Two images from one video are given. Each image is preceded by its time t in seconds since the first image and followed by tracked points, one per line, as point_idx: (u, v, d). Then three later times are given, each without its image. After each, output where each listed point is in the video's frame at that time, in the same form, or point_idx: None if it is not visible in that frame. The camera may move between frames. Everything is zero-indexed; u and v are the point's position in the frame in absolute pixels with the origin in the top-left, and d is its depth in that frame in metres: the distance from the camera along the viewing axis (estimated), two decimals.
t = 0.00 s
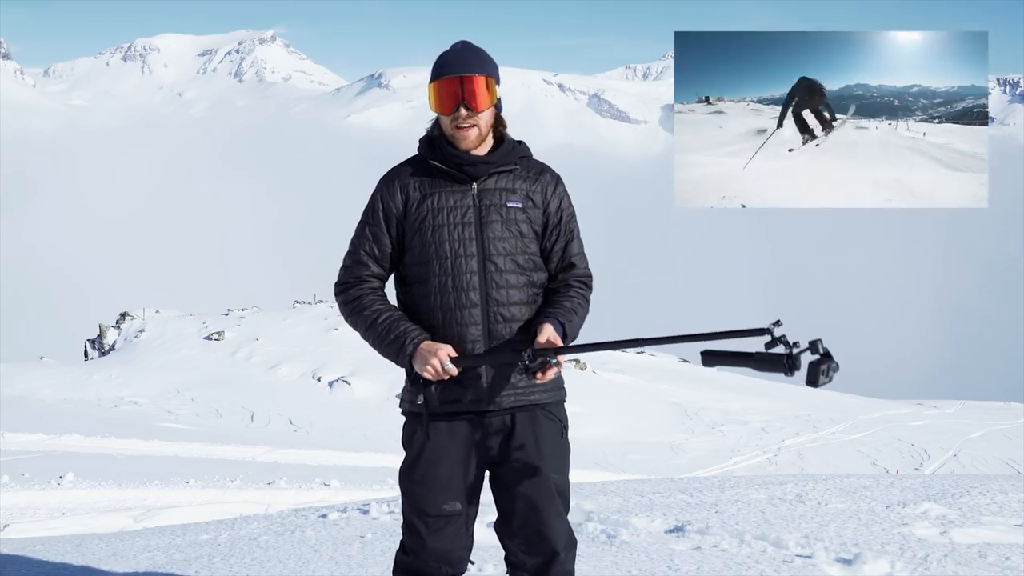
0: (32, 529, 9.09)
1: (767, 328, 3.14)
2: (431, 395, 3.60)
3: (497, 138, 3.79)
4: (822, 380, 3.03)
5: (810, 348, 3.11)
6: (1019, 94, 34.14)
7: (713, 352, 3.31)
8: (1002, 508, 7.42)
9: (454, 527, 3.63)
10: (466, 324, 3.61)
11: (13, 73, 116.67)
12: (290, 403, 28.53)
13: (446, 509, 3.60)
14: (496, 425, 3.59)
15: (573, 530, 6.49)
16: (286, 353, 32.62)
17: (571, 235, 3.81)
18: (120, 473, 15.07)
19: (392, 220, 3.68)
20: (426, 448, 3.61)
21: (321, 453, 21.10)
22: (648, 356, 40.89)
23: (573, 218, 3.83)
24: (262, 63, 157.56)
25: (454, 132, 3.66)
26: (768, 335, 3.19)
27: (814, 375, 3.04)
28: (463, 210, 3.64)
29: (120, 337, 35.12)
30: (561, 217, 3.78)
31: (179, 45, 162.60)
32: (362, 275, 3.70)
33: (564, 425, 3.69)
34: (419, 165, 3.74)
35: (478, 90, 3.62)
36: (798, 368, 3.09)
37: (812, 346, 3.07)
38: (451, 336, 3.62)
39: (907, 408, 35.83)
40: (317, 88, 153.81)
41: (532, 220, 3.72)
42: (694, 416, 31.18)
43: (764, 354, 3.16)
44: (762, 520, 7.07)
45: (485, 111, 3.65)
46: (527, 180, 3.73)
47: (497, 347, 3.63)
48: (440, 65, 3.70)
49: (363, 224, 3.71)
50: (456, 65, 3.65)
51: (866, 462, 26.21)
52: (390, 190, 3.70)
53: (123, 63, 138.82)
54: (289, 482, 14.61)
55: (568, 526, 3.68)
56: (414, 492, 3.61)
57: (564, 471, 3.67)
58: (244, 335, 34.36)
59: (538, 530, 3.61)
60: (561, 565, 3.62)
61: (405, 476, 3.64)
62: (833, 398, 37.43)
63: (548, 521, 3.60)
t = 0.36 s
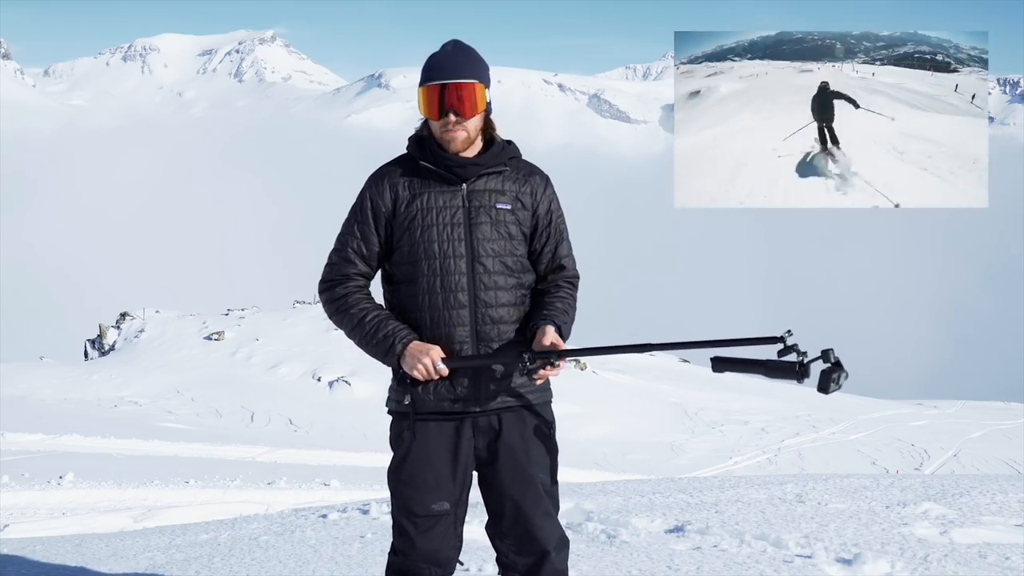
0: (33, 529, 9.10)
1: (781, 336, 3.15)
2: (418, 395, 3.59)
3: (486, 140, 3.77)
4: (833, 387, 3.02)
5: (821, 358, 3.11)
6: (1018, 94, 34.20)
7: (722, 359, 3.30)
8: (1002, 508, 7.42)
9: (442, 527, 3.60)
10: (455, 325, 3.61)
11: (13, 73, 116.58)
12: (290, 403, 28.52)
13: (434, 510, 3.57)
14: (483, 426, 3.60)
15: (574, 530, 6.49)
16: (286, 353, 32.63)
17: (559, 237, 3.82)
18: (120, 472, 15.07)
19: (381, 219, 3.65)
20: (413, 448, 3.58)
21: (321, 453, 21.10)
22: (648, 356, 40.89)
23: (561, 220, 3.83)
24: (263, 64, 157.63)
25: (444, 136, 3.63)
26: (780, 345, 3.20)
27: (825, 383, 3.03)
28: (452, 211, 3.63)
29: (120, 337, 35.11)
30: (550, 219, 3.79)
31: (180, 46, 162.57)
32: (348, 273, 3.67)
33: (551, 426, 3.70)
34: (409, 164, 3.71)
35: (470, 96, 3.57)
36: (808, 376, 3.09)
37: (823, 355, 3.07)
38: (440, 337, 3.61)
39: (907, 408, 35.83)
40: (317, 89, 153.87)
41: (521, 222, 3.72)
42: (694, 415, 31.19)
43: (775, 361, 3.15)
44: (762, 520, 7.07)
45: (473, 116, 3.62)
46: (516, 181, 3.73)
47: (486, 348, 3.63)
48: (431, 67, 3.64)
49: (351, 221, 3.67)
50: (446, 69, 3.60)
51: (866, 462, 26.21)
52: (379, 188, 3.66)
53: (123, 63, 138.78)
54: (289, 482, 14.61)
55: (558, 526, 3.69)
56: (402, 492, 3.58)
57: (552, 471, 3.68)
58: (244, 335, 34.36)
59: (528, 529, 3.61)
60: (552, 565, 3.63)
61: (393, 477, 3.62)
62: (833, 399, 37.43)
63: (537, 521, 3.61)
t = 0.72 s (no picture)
0: (33, 529, 9.09)
1: (773, 314, 3.14)
2: (409, 396, 3.59)
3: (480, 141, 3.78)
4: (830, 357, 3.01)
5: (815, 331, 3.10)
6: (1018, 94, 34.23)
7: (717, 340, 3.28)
8: (1002, 508, 7.42)
9: (435, 528, 3.60)
10: (446, 326, 3.60)
11: (13, 73, 116.63)
12: (290, 403, 28.52)
13: (427, 511, 3.57)
14: (473, 427, 3.59)
15: (573, 530, 6.49)
16: (286, 353, 32.63)
17: (545, 238, 3.84)
18: (120, 473, 15.07)
19: (370, 220, 3.63)
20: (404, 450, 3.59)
21: (321, 453, 21.10)
22: (648, 356, 40.91)
23: (548, 220, 3.86)
24: (263, 64, 157.73)
25: (456, 142, 3.62)
26: (774, 322, 3.19)
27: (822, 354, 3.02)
28: (443, 212, 3.63)
29: (121, 337, 35.11)
30: (537, 220, 3.81)
31: (179, 46, 162.60)
32: (336, 275, 3.64)
33: (541, 425, 3.71)
34: (398, 165, 3.70)
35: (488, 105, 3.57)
36: (803, 349, 3.08)
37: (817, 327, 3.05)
38: (432, 338, 3.60)
39: (908, 408, 35.83)
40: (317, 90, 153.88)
41: (510, 224, 3.73)
42: (694, 416, 31.19)
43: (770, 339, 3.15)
44: (762, 520, 7.06)
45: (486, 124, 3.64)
46: (505, 183, 3.74)
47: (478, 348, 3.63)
48: (444, 74, 3.57)
49: (339, 222, 3.64)
50: (465, 78, 3.56)
51: (866, 462, 26.22)
52: (368, 189, 3.64)
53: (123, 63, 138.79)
54: (289, 482, 14.61)
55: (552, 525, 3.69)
56: (394, 494, 3.58)
57: (544, 470, 3.68)
58: (244, 335, 34.37)
59: (521, 529, 3.61)
60: (546, 565, 3.62)
61: (385, 479, 3.62)
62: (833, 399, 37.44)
63: (529, 520, 3.61)
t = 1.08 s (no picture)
0: (32, 529, 9.09)
1: (757, 286, 3.13)
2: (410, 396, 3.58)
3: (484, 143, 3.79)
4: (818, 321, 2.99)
5: (800, 296, 3.07)
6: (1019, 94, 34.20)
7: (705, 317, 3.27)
8: (1003, 508, 7.42)
9: (436, 528, 3.60)
10: (449, 325, 3.59)
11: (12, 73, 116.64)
12: (290, 403, 28.52)
13: (428, 511, 3.57)
14: (475, 425, 3.59)
15: (573, 530, 6.50)
16: (286, 353, 32.63)
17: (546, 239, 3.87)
18: (120, 473, 15.07)
19: (370, 218, 3.61)
20: (406, 448, 3.59)
21: (321, 453, 21.11)
22: (648, 356, 40.92)
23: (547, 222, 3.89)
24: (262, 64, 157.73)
25: (471, 143, 3.60)
26: (759, 293, 3.17)
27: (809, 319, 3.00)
28: (445, 211, 3.63)
29: (121, 337, 35.11)
30: (534, 219, 3.84)
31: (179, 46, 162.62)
32: (335, 274, 3.61)
33: (541, 424, 3.72)
34: (399, 163, 3.69)
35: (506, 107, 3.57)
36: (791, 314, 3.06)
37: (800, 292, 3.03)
38: (435, 338, 3.59)
39: (907, 408, 35.84)
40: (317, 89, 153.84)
41: (510, 223, 3.75)
42: (694, 416, 31.19)
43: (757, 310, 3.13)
44: (762, 520, 7.06)
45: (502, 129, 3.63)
46: (505, 183, 3.76)
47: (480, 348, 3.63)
48: (465, 77, 3.57)
49: (339, 220, 3.61)
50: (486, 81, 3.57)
51: (866, 462, 26.23)
52: (369, 187, 3.63)
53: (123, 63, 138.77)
54: (289, 482, 14.61)
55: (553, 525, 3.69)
56: (395, 494, 3.57)
57: (544, 469, 3.69)
58: (244, 335, 34.37)
59: (522, 529, 3.61)
60: (547, 564, 3.61)
61: (385, 478, 3.61)
62: (833, 399, 37.43)
63: (531, 519, 3.60)
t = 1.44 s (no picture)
0: (32, 529, 9.09)
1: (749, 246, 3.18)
2: (417, 396, 3.58)
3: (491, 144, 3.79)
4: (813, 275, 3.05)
5: (793, 253, 3.13)
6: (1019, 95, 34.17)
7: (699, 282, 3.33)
8: (1003, 508, 7.42)
9: (443, 528, 3.60)
10: (456, 325, 3.59)
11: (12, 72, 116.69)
12: (290, 403, 28.51)
13: (435, 511, 3.57)
14: (482, 426, 3.59)
15: (573, 530, 6.50)
16: (285, 353, 32.62)
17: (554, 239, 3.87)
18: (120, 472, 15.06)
19: (376, 219, 3.62)
20: (413, 448, 3.59)
21: (321, 453, 21.10)
22: (648, 356, 40.92)
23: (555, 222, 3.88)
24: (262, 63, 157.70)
25: (477, 144, 3.60)
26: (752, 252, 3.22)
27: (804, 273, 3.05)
28: (452, 211, 3.63)
29: (120, 337, 35.11)
30: (542, 220, 3.84)
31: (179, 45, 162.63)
32: (339, 274, 3.63)
33: (549, 425, 3.71)
34: (405, 165, 3.69)
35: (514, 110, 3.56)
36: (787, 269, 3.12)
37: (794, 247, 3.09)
38: (443, 338, 3.58)
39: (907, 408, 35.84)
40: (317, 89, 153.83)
41: (517, 224, 3.74)
42: (694, 415, 31.18)
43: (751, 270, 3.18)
44: (762, 520, 7.07)
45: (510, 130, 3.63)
46: (511, 184, 3.76)
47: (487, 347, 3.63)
48: (471, 78, 3.57)
49: (344, 221, 3.62)
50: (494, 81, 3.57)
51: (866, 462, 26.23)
52: (375, 189, 3.63)
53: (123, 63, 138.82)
54: (289, 482, 14.61)
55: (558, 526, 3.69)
56: (403, 494, 3.57)
57: (551, 470, 3.68)
58: (244, 335, 34.37)
59: (528, 529, 3.61)
60: (552, 565, 3.62)
61: (393, 478, 3.61)
62: (833, 399, 37.43)
63: (537, 521, 3.60)
